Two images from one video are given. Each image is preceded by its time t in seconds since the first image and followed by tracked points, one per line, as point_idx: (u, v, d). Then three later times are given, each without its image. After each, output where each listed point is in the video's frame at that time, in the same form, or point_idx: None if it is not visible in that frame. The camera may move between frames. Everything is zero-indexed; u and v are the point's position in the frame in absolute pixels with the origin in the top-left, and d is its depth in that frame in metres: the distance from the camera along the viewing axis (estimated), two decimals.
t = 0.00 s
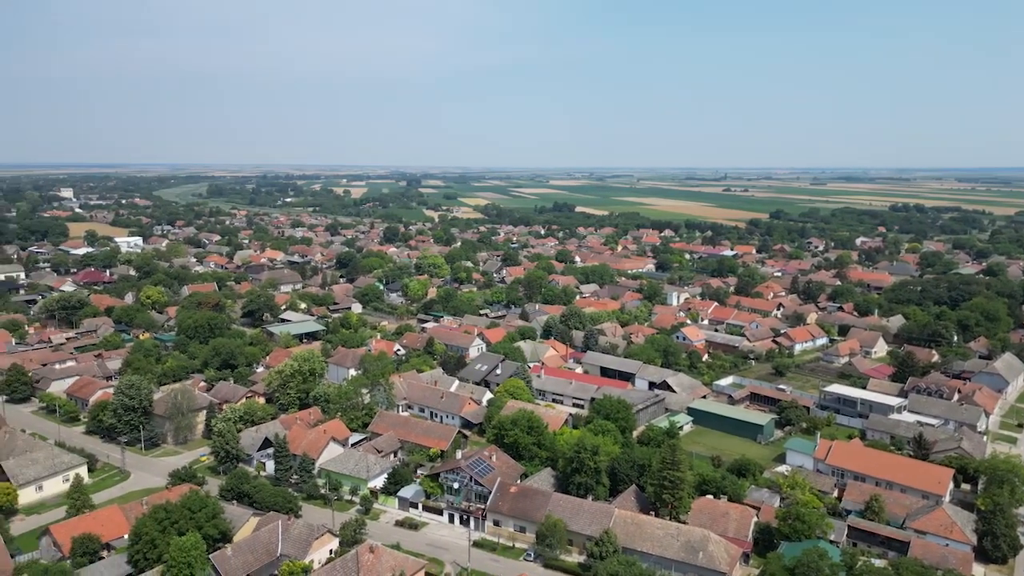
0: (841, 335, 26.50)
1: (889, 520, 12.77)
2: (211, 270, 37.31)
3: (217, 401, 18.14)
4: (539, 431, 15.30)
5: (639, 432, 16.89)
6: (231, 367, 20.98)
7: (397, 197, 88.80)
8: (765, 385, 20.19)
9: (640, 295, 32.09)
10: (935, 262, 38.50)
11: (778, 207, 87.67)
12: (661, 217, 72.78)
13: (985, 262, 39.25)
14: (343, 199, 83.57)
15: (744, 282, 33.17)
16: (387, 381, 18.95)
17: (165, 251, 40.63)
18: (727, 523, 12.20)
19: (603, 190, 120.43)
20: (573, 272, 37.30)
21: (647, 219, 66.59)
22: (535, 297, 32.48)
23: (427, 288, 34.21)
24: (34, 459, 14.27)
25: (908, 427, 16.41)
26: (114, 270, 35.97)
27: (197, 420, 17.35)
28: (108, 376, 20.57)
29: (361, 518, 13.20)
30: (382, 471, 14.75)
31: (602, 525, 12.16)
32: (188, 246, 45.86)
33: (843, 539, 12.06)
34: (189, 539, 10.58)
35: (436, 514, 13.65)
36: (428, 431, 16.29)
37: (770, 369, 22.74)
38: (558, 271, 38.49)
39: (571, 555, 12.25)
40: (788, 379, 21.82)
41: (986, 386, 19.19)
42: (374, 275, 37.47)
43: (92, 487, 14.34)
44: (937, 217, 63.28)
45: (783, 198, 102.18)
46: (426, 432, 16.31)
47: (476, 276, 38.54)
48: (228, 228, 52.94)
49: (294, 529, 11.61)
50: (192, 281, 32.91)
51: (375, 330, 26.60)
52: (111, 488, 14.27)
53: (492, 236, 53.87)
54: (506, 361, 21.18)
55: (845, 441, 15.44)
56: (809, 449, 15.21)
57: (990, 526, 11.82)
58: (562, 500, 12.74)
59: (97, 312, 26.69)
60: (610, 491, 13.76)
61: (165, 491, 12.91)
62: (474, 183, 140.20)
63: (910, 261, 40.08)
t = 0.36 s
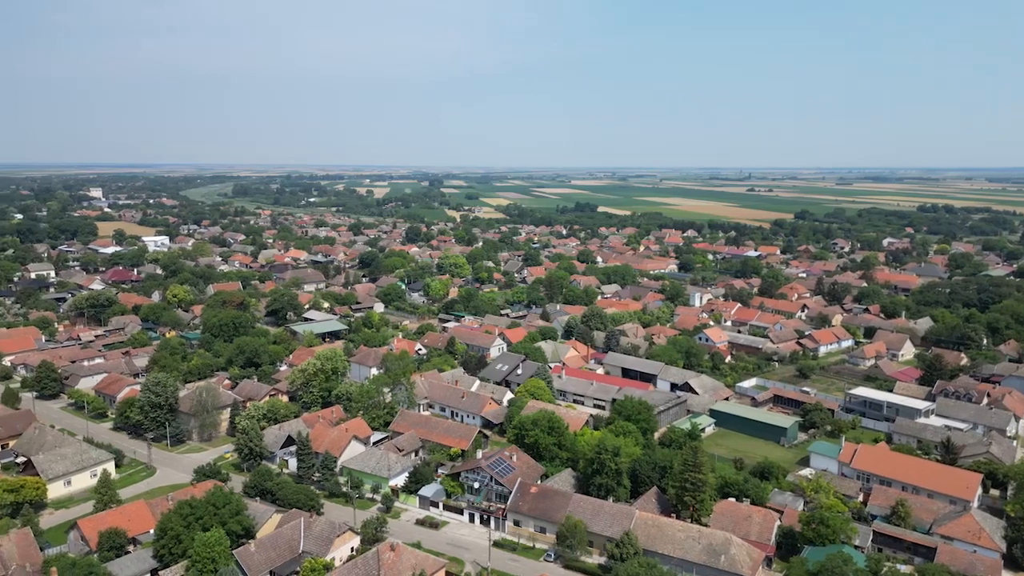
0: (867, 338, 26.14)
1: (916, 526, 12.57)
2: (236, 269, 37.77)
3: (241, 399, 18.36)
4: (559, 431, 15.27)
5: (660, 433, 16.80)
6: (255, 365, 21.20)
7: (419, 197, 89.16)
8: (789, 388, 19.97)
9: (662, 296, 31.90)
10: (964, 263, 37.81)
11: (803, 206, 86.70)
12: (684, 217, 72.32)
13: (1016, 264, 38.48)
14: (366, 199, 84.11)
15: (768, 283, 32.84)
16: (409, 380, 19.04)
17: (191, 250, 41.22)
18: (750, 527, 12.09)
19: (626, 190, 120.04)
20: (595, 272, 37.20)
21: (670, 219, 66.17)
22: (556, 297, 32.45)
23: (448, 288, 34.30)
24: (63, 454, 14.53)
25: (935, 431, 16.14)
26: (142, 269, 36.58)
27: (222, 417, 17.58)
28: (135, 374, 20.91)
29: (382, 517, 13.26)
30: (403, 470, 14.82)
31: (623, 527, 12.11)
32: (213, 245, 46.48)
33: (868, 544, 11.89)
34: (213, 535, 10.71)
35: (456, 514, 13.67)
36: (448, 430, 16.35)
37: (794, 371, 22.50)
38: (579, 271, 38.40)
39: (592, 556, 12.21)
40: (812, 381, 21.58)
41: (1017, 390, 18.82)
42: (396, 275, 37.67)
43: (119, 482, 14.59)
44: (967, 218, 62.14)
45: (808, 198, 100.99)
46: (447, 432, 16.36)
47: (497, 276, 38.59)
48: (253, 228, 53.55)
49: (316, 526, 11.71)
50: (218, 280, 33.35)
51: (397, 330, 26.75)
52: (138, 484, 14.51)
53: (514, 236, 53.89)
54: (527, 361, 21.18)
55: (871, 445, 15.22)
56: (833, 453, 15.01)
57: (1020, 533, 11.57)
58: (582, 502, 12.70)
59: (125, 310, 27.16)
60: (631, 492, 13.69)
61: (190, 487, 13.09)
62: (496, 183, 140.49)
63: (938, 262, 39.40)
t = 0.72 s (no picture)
0: (892, 340, 25.76)
1: (942, 531, 12.36)
2: (259, 268, 38.17)
3: (263, 397, 18.54)
4: (579, 432, 15.24)
5: (681, 435, 16.69)
6: (278, 364, 21.39)
7: (441, 197, 89.42)
8: (812, 390, 19.75)
9: (683, 297, 31.67)
10: (993, 264, 37.14)
11: (827, 206, 85.70)
12: (706, 218, 71.81)
13: None
14: (388, 199, 84.54)
15: (791, 284, 32.48)
16: (429, 379, 19.11)
17: (215, 250, 41.70)
18: (772, 530, 11.96)
19: (647, 190, 119.46)
20: (616, 272, 37.06)
21: (691, 220, 65.72)
22: (577, 298, 32.38)
23: (469, 288, 34.36)
24: (90, 450, 14.77)
25: (963, 436, 15.86)
26: (167, 268, 37.10)
27: (245, 415, 17.77)
28: (160, 371, 21.21)
29: (402, 516, 13.31)
30: (423, 469, 14.87)
31: (643, 529, 12.04)
32: (237, 245, 47.00)
33: (893, 550, 11.71)
34: (236, 532, 10.83)
35: (475, 513, 13.69)
36: (468, 430, 16.37)
37: (817, 374, 22.24)
38: (600, 271, 38.28)
39: (611, 558, 12.15)
40: (836, 384, 21.31)
41: None
42: (417, 275, 37.83)
43: (144, 478, 14.80)
44: (996, 219, 61.03)
45: (832, 198, 99.76)
46: (467, 432, 16.39)
47: (517, 276, 38.59)
48: (276, 227, 54.06)
49: (337, 524, 11.79)
50: (241, 279, 33.69)
51: (417, 329, 26.85)
52: (163, 480, 14.71)
53: (534, 236, 53.87)
54: (547, 361, 21.14)
55: (895, 448, 15.00)
56: (857, 456, 14.82)
57: None
58: (602, 503, 12.67)
59: (151, 308, 27.55)
60: (651, 494, 13.62)
61: (214, 484, 13.24)
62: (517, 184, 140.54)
63: (967, 263, 38.73)
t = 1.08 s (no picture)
0: (920, 342, 25.35)
1: (970, 537, 12.14)
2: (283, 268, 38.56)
3: (287, 395, 18.72)
4: (600, 433, 15.19)
5: (704, 437, 16.56)
6: (301, 362, 21.58)
7: (463, 197, 89.67)
8: (837, 393, 19.49)
9: (706, 298, 31.40)
10: None
11: (853, 207, 84.61)
12: (730, 218, 71.24)
13: None
14: (410, 199, 84.94)
15: (816, 285, 32.09)
16: (450, 379, 19.15)
17: (240, 249, 42.20)
18: (796, 534, 11.83)
19: (669, 190, 118.80)
20: (638, 273, 36.88)
21: (715, 220, 65.22)
22: (598, 299, 32.28)
23: (490, 288, 34.40)
24: (117, 446, 15.01)
25: (992, 441, 15.57)
26: (193, 267, 37.61)
27: (268, 413, 17.95)
28: (186, 369, 21.51)
29: (423, 515, 13.36)
30: (444, 469, 14.92)
31: (664, 531, 11.97)
32: (261, 244, 47.54)
33: (920, 556, 11.53)
34: (258, 529, 10.94)
35: (496, 513, 13.70)
36: (489, 430, 16.39)
37: (842, 376, 21.95)
38: (622, 271, 38.11)
39: (632, 559, 12.09)
40: (862, 387, 21.02)
41: None
42: (438, 275, 37.96)
43: (170, 474, 15.01)
44: None
45: (858, 198, 98.45)
46: (487, 432, 16.40)
47: (538, 276, 38.56)
48: (300, 227, 54.57)
49: (358, 522, 11.86)
50: (265, 278, 34.04)
51: (439, 329, 26.94)
52: (188, 476, 14.90)
53: (556, 237, 53.81)
54: (568, 362, 21.10)
55: (923, 453, 14.75)
56: (883, 460, 14.60)
57: None
58: (623, 505, 12.61)
59: (177, 307, 27.95)
60: (672, 497, 13.53)
61: (237, 481, 13.40)
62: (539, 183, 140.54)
63: (997, 265, 38.01)
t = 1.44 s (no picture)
0: (947, 345, 24.94)
1: (998, 544, 11.91)
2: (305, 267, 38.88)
3: (308, 394, 18.88)
4: (620, 434, 15.13)
5: (725, 439, 16.43)
6: (322, 361, 21.76)
7: (483, 197, 89.79)
8: (861, 396, 19.23)
9: (728, 299, 31.13)
10: None
11: (879, 207, 83.49)
12: (752, 218, 70.59)
13: None
14: (431, 199, 85.22)
15: (841, 287, 31.70)
16: (470, 378, 19.19)
17: (263, 249, 42.63)
18: (818, 538, 11.69)
19: (691, 190, 118.14)
20: (659, 274, 36.68)
21: (737, 220, 64.65)
22: (618, 299, 32.16)
23: (510, 288, 34.41)
24: (142, 443, 15.24)
25: (1021, 445, 15.27)
26: (217, 266, 38.05)
27: (290, 411, 18.12)
28: (210, 367, 21.78)
29: (442, 514, 13.40)
30: (464, 468, 14.95)
31: (684, 533, 11.89)
32: (284, 244, 48.00)
33: (946, 562, 11.34)
34: (280, 526, 11.04)
35: (515, 513, 13.70)
36: (509, 430, 16.39)
37: (866, 379, 21.66)
38: (643, 272, 37.92)
39: (652, 562, 12.02)
40: (886, 389, 20.73)
41: None
42: (459, 275, 38.05)
43: (193, 471, 15.21)
44: None
45: (884, 199, 97.12)
46: (507, 432, 16.40)
47: (559, 276, 38.51)
48: (321, 227, 54.99)
49: (379, 520, 11.92)
50: (287, 278, 34.34)
51: (459, 329, 27.01)
52: (211, 473, 15.09)
53: (576, 237, 53.70)
54: (588, 363, 21.04)
55: (949, 457, 14.51)
56: (908, 464, 14.39)
57: None
58: (643, 506, 12.55)
59: (201, 305, 28.30)
60: (693, 499, 13.43)
61: (260, 478, 13.54)
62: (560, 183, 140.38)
63: None
